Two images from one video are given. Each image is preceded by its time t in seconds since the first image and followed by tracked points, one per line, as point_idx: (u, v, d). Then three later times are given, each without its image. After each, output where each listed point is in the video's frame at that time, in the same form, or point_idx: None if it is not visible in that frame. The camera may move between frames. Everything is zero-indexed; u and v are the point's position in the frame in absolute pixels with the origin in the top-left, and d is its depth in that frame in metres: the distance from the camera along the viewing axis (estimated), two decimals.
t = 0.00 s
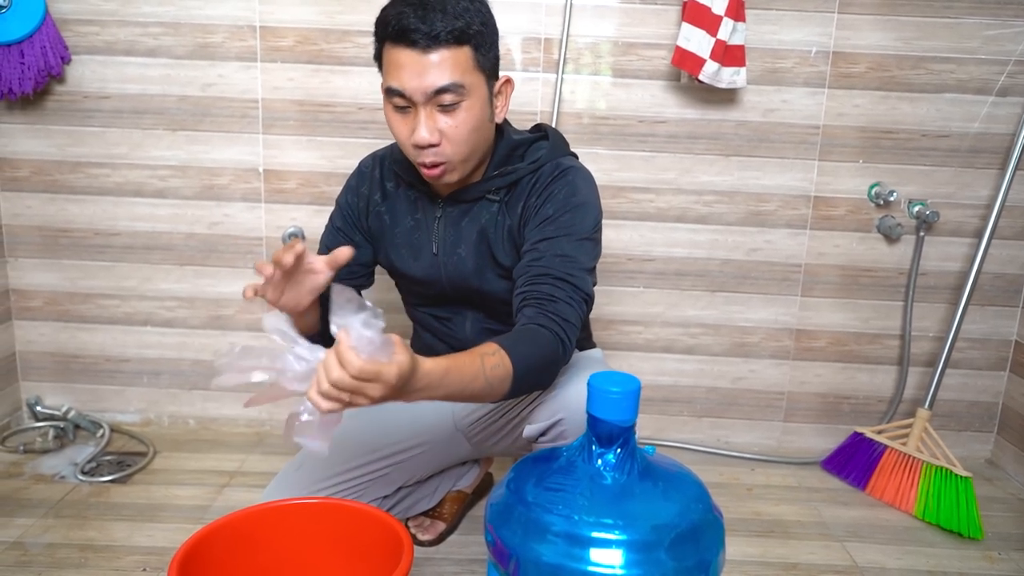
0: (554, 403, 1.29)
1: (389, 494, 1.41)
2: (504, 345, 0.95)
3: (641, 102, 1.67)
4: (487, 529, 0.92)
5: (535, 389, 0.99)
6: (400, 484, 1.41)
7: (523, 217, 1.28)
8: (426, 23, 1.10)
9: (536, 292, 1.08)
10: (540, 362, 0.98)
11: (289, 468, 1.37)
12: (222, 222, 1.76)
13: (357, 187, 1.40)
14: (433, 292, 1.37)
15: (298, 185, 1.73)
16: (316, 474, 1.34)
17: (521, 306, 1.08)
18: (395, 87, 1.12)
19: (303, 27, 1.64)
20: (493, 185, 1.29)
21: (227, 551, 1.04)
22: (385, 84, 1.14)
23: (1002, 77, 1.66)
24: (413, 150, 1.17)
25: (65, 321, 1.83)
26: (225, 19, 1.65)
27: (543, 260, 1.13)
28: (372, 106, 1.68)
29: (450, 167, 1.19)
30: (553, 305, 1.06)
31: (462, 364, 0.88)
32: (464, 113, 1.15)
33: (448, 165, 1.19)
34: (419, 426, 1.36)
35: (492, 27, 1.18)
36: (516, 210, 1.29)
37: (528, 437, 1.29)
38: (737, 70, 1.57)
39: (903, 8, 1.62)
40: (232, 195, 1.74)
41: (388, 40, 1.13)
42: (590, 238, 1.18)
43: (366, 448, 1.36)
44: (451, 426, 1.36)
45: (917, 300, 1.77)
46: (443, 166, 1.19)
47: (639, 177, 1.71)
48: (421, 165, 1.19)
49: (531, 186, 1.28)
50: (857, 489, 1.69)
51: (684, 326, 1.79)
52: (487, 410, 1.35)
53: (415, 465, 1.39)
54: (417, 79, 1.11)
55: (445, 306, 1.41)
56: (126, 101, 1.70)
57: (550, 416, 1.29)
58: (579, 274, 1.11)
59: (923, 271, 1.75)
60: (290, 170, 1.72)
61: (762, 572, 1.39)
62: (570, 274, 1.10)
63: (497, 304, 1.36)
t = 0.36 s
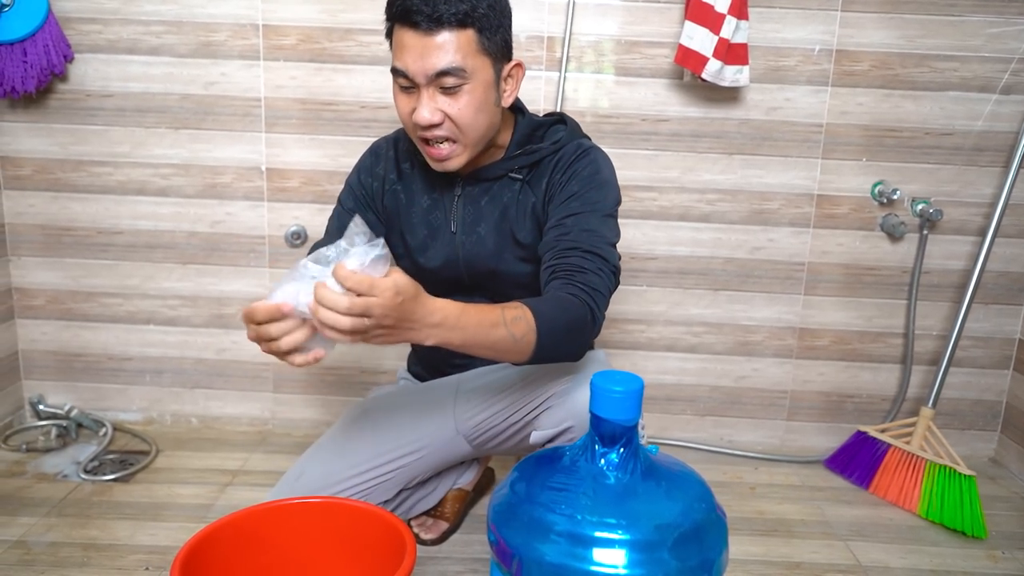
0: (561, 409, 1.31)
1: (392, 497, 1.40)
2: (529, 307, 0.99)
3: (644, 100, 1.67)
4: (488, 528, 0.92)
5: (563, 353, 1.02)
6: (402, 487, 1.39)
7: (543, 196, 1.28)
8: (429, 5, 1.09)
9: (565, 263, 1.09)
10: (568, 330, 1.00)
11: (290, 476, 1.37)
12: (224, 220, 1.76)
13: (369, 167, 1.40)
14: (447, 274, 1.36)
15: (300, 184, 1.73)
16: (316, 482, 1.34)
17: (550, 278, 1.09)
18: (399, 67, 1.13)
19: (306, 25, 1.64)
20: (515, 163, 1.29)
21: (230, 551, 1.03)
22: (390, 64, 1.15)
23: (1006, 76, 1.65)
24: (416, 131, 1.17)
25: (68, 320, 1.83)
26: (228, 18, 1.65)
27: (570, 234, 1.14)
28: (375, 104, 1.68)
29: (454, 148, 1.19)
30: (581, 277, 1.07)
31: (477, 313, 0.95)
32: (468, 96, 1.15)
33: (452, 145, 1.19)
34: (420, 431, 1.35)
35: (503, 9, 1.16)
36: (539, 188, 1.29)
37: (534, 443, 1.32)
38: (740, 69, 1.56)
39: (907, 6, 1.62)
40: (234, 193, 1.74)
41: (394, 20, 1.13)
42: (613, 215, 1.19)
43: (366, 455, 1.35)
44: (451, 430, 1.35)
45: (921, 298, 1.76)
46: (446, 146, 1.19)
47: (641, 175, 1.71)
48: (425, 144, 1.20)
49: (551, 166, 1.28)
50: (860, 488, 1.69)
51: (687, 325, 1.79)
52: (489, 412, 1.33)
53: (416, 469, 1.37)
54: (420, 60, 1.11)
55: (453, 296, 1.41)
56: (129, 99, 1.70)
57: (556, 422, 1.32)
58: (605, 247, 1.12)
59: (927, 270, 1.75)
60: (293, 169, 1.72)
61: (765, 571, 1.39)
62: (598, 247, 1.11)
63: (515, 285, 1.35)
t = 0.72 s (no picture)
0: (570, 399, 1.28)
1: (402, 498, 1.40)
2: (531, 318, 1.03)
3: (646, 100, 1.67)
4: (491, 529, 0.92)
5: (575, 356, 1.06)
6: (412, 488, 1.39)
7: (538, 199, 1.29)
8: None
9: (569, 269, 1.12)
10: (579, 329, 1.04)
11: (298, 478, 1.36)
12: (226, 221, 1.76)
13: (358, 184, 1.37)
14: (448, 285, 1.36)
15: (302, 184, 1.73)
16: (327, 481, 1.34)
17: (557, 287, 1.12)
18: (396, 56, 1.13)
19: (307, 25, 1.64)
20: (508, 168, 1.29)
21: (233, 551, 1.03)
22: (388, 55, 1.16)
23: (1008, 76, 1.65)
24: (410, 121, 1.17)
25: (70, 320, 1.83)
26: (230, 18, 1.65)
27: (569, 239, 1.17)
28: (377, 105, 1.68)
29: (447, 140, 1.19)
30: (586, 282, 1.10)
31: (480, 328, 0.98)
32: (463, 86, 1.14)
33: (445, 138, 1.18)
34: (430, 431, 1.36)
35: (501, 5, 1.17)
36: (534, 192, 1.29)
37: (541, 433, 1.29)
38: (742, 69, 1.56)
39: (908, 6, 1.62)
40: (236, 194, 1.74)
41: (393, 11, 1.14)
42: (607, 212, 1.21)
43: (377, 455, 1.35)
44: (461, 431, 1.35)
45: (922, 298, 1.77)
46: (440, 138, 1.19)
47: (643, 175, 1.71)
48: (418, 136, 1.19)
49: (543, 169, 1.29)
50: (862, 488, 1.69)
51: (689, 325, 1.79)
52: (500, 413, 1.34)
53: (426, 469, 1.38)
54: (415, 48, 1.11)
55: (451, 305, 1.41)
56: (131, 99, 1.70)
57: (563, 412, 1.28)
58: (606, 245, 1.15)
59: (928, 270, 1.75)
60: (294, 169, 1.72)
61: (767, 571, 1.39)
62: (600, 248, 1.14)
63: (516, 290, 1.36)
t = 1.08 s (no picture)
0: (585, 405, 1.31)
1: (402, 493, 1.40)
2: (656, 299, 1.07)
3: (645, 103, 1.67)
4: (489, 530, 0.92)
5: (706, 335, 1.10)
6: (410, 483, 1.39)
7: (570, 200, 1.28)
8: (431, 65, 1.04)
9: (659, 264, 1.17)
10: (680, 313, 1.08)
11: (302, 471, 1.37)
12: (226, 222, 1.76)
13: (369, 157, 1.35)
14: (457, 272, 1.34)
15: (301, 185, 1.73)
16: (327, 476, 1.34)
17: (658, 286, 1.15)
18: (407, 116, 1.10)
19: (307, 27, 1.65)
20: (539, 170, 1.28)
21: (231, 551, 1.03)
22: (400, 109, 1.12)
23: (1007, 79, 1.66)
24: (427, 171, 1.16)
25: (69, 320, 1.83)
26: (230, 20, 1.65)
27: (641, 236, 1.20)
28: (376, 106, 1.68)
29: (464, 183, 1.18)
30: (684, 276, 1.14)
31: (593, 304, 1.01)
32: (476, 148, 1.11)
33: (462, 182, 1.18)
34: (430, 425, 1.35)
35: (513, 55, 1.08)
36: (574, 196, 1.28)
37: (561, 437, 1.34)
38: (741, 71, 1.56)
39: (907, 9, 1.62)
40: (236, 195, 1.74)
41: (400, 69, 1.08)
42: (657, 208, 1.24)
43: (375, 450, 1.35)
44: (459, 423, 1.35)
45: (921, 301, 1.77)
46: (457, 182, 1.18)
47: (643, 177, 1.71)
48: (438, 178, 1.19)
49: (576, 169, 1.28)
50: (861, 490, 1.69)
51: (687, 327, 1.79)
52: (498, 405, 1.34)
53: (425, 465, 1.37)
54: (424, 116, 1.07)
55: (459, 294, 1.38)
56: (131, 100, 1.70)
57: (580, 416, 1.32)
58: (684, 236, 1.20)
59: (927, 272, 1.75)
60: (294, 170, 1.72)
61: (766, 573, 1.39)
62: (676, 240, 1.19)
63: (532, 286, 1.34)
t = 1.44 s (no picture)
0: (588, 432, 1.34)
1: (399, 504, 1.41)
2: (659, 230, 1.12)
3: (646, 104, 1.67)
4: (489, 530, 0.92)
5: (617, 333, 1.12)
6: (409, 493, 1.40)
7: (568, 146, 1.24)
8: (406, 67, 1.03)
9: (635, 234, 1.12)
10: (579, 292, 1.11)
11: (296, 481, 1.35)
12: (226, 221, 1.76)
13: (378, 100, 1.39)
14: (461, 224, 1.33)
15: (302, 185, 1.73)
16: (326, 488, 1.34)
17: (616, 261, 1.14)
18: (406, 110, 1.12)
19: (308, 26, 1.65)
20: (542, 124, 1.24)
21: (231, 551, 1.04)
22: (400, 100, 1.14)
23: (1008, 81, 1.66)
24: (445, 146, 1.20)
25: (70, 319, 1.83)
26: (232, 19, 1.65)
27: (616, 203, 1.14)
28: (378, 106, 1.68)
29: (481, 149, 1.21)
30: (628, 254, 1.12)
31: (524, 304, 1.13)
32: (474, 128, 1.12)
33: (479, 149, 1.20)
34: (431, 441, 1.34)
35: (486, 36, 1.05)
36: (567, 145, 1.24)
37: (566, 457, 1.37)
38: (742, 73, 1.57)
39: (908, 11, 1.62)
40: (237, 194, 1.74)
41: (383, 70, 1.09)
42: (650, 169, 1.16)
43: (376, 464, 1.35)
44: (461, 436, 1.34)
45: (922, 302, 1.77)
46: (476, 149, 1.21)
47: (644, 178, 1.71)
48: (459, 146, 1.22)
49: (572, 118, 1.24)
50: (861, 491, 1.69)
51: (688, 327, 1.79)
52: (502, 420, 1.33)
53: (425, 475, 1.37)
54: (419, 109, 1.10)
55: (464, 252, 1.37)
56: (132, 100, 1.70)
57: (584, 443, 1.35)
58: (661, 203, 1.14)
59: (927, 274, 1.75)
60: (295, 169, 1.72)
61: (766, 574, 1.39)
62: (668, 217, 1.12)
63: (526, 245, 1.31)
